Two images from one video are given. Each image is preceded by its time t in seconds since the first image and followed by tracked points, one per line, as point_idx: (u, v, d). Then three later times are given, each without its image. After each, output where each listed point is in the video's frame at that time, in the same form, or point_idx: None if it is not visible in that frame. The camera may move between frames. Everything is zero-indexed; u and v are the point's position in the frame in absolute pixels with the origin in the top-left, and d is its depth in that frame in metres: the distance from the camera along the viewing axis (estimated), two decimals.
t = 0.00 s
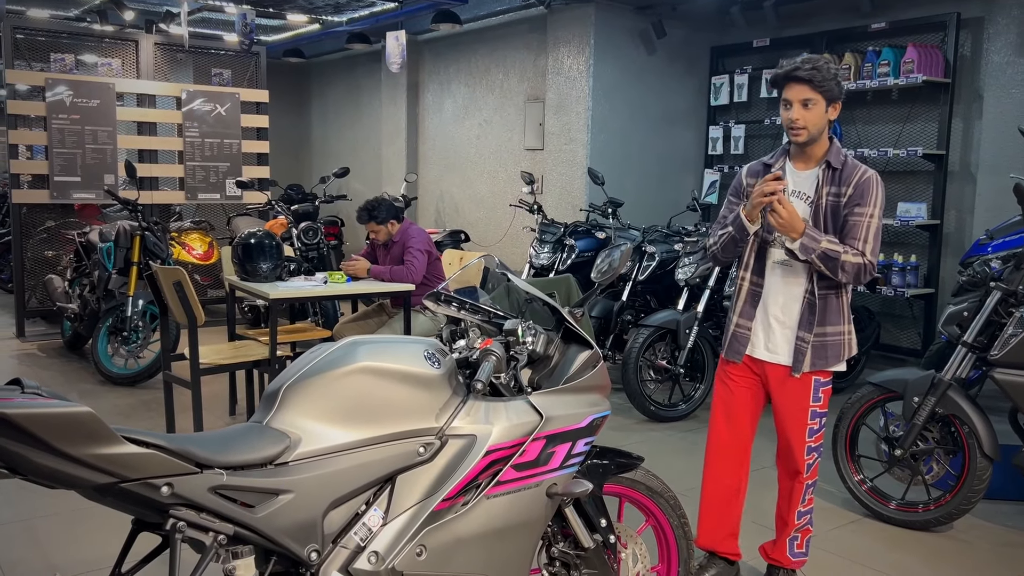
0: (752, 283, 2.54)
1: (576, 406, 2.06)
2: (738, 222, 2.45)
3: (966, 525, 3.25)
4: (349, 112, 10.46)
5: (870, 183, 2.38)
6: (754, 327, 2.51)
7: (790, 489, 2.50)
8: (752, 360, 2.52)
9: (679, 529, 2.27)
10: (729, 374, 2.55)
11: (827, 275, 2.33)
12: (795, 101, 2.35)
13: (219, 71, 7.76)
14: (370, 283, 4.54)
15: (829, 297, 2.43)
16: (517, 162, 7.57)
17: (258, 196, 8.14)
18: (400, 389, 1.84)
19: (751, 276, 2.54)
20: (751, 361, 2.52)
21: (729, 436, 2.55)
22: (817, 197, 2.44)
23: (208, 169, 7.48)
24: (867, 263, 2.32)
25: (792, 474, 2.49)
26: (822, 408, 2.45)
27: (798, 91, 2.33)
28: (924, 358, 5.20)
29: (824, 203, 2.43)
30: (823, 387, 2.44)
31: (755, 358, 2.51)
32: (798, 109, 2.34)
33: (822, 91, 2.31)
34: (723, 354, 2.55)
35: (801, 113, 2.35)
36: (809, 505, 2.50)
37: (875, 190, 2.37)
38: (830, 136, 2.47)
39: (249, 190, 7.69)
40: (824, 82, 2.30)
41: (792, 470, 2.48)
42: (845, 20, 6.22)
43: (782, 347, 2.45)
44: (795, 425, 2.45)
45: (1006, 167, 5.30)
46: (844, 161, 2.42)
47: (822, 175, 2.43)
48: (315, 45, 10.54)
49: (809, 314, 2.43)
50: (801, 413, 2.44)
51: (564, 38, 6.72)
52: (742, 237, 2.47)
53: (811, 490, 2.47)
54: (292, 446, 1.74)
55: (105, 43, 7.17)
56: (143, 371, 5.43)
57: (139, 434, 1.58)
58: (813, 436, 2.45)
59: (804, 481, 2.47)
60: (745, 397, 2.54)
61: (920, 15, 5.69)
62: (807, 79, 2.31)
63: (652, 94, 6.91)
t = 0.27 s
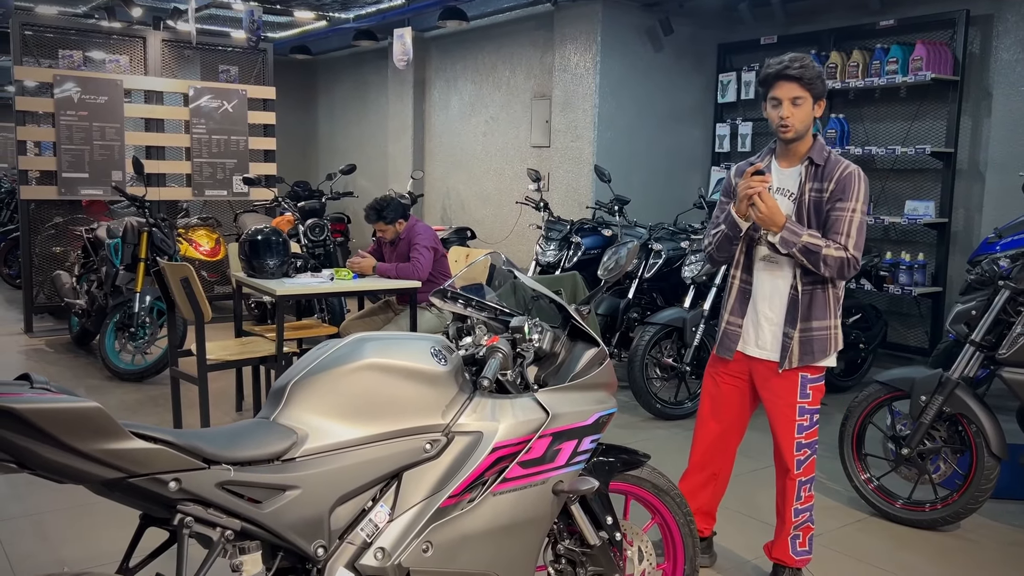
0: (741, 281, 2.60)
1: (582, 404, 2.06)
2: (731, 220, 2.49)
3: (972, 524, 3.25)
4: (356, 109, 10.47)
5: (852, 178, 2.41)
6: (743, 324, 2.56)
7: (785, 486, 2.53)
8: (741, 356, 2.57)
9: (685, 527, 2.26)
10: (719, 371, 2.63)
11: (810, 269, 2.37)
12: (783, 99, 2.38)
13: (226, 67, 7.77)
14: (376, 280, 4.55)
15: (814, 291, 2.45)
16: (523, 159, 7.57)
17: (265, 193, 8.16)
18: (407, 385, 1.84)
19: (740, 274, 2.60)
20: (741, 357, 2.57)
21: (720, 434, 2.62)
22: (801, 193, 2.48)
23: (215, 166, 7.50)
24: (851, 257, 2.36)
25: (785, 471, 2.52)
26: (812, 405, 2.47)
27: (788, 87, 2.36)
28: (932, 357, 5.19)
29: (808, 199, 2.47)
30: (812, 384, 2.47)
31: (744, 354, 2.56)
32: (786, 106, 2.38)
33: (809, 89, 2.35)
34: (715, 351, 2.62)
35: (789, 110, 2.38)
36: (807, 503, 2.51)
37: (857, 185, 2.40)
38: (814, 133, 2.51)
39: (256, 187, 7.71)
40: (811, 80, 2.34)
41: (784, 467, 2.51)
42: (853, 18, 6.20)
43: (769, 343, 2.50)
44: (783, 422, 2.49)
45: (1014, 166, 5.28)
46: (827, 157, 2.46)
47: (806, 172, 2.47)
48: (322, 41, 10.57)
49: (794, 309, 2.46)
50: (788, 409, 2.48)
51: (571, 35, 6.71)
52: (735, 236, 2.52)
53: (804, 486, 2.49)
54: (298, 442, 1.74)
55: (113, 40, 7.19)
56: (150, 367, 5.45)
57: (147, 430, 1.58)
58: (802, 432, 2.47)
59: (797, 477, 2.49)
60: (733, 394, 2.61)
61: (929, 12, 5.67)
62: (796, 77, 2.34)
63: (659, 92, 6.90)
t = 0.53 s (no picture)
0: (722, 281, 2.61)
1: (595, 402, 2.06)
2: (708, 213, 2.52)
3: (987, 524, 3.23)
4: (367, 105, 10.48)
5: (818, 170, 2.42)
6: (725, 324, 2.57)
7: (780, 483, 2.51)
8: (726, 354, 2.58)
9: (697, 526, 2.26)
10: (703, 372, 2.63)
11: (791, 261, 2.37)
12: (746, 96, 2.42)
13: (238, 64, 7.79)
14: (388, 277, 4.56)
15: (792, 285, 2.46)
16: (534, 156, 7.56)
17: (277, 189, 8.19)
18: (420, 382, 1.85)
19: (720, 274, 2.61)
20: (726, 356, 2.58)
21: (709, 436, 2.61)
22: (769, 189, 2.49)
23: (227, 163, 7.53)
24: (827, 247, 2.36)
25: (777, 467, 2.50)
26: (798, 398, 2.47)
27: (750, 84, 2.40)
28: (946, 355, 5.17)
29: (776, 195, 2.48)
30: (796, 376, 2.47)
31: (729, 352, 2.56)
32: (750, 102, 2.41)
33: (770, 84, 2.39)
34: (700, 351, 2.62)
35: (753, 107, 2.42)
36: (807, 498, 2.50)
37: (824, 177, 2.41)
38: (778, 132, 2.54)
39: (267, 183, 7.73)
40: (772, 77, 2.39)
41: (776, 463, 2.50)
42: (867, 14, 6.16)
43: (752, 339, 2.51)
44: (770, 418, 2.48)
45: None
46: (792, 153, 2.48)
47: (772, 168, 2.49)
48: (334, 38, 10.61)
49: (774, 304, 2.48)
50: (774, 404, 2.47)
51: (582, 32, 6.70)
52: (712, 229, 2.54)
53: (798, 480, 2.47)
54: (313, 438, 1.74)
55: (126, 37, 7.22)
56: (163, 362, 5.48)
57: (162, 425, 1.59)
58: (791, 425, 2.46)
59: (790, 471, 2.47)
60: (719, 394, 2.61)
61: (944, 9, 5.63)
62: (757, 74, 2.39)
63: (671, 89, 6.88)
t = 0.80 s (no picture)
0: (694, 275, 2.64)
1: (612, 399, 2.05)
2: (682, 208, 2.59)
3: (1005, 525, 3.20)
4: (382, 102, 10.49)
5: (780, 158, 2.44)
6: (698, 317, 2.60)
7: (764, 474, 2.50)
8: (699, 347, 2.61)
9: (714, 524, 2.24)
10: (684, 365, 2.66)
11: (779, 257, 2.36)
12: (703, 96, 2.45)
13: (253, 61, 7.81)
14: (402, 274, 4.57)
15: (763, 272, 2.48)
16: (548, 153, 7.55)
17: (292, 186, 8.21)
18: (437, 378, 1.85)
19: (693, 268, 2.65)
20: (699, 348, 2.61)
21: (692, 428, 2.63)
22: (735, 181, 2.52)
23: (242, 159, 7.55)
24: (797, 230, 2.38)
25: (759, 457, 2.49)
26: (776, 387, 2.46)
27: (704, 85, 2.44)
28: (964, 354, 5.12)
29: (742, 186, 2.50)
30: (772, 365, 2.46)
31: (701, 344, 2.60)
32: (707, 102, 2.45)
33: (724, 82, 2.43)
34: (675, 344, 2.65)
35: (710, 106, 2.45)
36: (795, 488, 2.47)
37: (786, 163, 2.43)
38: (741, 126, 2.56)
39: (282, 180, 7.76)
40: (725, 75, 2.42)
41: (758, 454, 2.49)
42: (885, 10, 6.11)
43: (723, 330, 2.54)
44: (749, 408, 2.48)
45: None
46: (755, 144, 2.50)
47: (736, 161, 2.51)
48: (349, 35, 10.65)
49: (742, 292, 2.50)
50: (752, 394, 2.47)
51: (598, 28, 6.68)
52: (685, 223, 2.62)
53: (781, 470, 2.45)
54: (330, 434, 1.75)
55: (142, 33, 7.25)
56: (179, 358, 5.51)
57: (182, 420, 1.60)
58: (771, 416, 2.45)
59: (772, 462, 2.46)
60: (700, 385, 2.63)
61: (964, 4, 5.58)
62: (711, 74, 2.43)
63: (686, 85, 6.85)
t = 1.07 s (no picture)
0: (684, 271, 2.68)
1: (628, 397, 2.05)
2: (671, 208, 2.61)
3: None
4: (396, 99, 10.50)
5: (762, 154, 2.45)
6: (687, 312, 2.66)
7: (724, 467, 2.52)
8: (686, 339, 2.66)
9: (729, 524, 2.23)
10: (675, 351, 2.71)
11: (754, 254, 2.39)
12: (690, 98, 2.45)
13: (268, 58, 7.83)
14: (416, 270, 4.56)
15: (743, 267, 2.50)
16: (562, 151, 7.53)
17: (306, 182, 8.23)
18: (452, 375, 1.85)
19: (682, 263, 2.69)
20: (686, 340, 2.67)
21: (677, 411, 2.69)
22: (720, 177, 2.54)
23: (257, 156, 7.58)
24: (776, 225, 2.40)
25: (722, 450, 2.52)
26: (747, 382, 2.48)
27: (691, 86, 2.43)
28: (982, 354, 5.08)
29: (726, 182, 2.52)
30: (746, 360, 2.48)
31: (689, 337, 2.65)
32: (694, 104, 2.44)
33: (710, 84, 2.41)
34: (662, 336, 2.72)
35: (697, 107, 2.45)
36: (749, 488, 2.48)
37: (769, 158, 2.44)
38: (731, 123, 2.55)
39: (296, 177, 7.78)
40: (711, 76, 2.40)
41: (721, 446, 2.51)
42: (903, 7, 6.06)
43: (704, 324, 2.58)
44: (719, 399, 2.51)
45: None
46: (740, 141, 2.51)
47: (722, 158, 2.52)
48: (364, 32, 10.72)
49: (721, 286, 2.53)
50: (723, 385, 2.50)
51: (613, 25, 6.67)
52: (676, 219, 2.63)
53: (738, 466, 2.47)
54: (346, 430, 1.75)
55: (158, 30, 7.28)
56: (194, 353, 5.53)
57: (199, 415, 1.60)
58: (738, 410, 2.47)
59: (731, 456, 2.48)
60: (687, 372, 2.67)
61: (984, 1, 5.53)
62: (697, 76, 2.41)
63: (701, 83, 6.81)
